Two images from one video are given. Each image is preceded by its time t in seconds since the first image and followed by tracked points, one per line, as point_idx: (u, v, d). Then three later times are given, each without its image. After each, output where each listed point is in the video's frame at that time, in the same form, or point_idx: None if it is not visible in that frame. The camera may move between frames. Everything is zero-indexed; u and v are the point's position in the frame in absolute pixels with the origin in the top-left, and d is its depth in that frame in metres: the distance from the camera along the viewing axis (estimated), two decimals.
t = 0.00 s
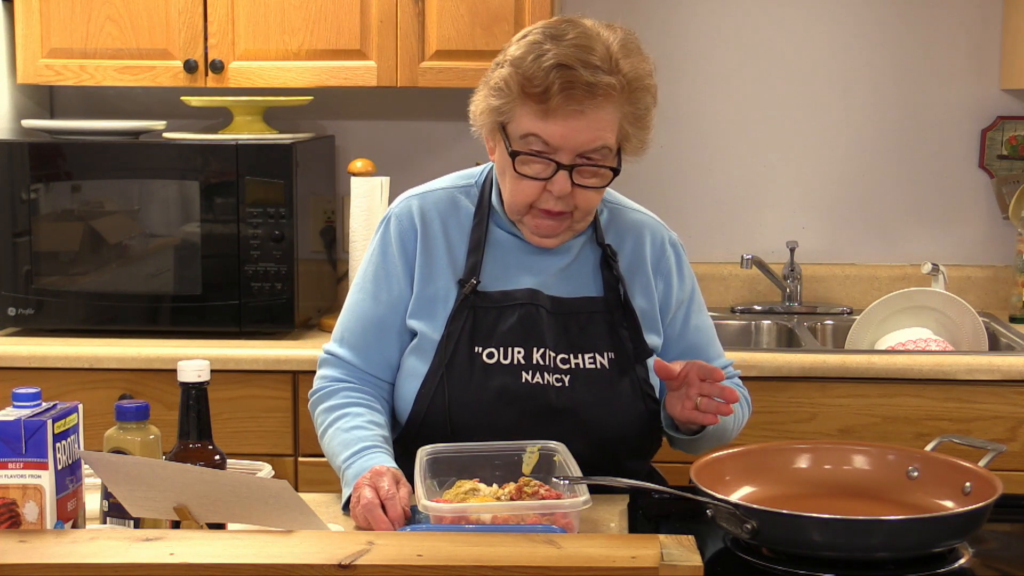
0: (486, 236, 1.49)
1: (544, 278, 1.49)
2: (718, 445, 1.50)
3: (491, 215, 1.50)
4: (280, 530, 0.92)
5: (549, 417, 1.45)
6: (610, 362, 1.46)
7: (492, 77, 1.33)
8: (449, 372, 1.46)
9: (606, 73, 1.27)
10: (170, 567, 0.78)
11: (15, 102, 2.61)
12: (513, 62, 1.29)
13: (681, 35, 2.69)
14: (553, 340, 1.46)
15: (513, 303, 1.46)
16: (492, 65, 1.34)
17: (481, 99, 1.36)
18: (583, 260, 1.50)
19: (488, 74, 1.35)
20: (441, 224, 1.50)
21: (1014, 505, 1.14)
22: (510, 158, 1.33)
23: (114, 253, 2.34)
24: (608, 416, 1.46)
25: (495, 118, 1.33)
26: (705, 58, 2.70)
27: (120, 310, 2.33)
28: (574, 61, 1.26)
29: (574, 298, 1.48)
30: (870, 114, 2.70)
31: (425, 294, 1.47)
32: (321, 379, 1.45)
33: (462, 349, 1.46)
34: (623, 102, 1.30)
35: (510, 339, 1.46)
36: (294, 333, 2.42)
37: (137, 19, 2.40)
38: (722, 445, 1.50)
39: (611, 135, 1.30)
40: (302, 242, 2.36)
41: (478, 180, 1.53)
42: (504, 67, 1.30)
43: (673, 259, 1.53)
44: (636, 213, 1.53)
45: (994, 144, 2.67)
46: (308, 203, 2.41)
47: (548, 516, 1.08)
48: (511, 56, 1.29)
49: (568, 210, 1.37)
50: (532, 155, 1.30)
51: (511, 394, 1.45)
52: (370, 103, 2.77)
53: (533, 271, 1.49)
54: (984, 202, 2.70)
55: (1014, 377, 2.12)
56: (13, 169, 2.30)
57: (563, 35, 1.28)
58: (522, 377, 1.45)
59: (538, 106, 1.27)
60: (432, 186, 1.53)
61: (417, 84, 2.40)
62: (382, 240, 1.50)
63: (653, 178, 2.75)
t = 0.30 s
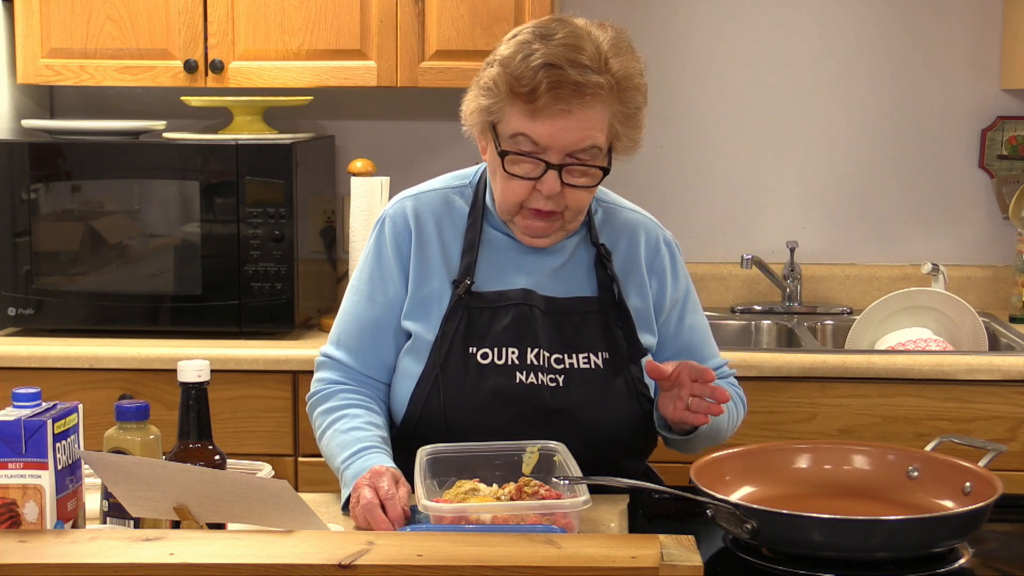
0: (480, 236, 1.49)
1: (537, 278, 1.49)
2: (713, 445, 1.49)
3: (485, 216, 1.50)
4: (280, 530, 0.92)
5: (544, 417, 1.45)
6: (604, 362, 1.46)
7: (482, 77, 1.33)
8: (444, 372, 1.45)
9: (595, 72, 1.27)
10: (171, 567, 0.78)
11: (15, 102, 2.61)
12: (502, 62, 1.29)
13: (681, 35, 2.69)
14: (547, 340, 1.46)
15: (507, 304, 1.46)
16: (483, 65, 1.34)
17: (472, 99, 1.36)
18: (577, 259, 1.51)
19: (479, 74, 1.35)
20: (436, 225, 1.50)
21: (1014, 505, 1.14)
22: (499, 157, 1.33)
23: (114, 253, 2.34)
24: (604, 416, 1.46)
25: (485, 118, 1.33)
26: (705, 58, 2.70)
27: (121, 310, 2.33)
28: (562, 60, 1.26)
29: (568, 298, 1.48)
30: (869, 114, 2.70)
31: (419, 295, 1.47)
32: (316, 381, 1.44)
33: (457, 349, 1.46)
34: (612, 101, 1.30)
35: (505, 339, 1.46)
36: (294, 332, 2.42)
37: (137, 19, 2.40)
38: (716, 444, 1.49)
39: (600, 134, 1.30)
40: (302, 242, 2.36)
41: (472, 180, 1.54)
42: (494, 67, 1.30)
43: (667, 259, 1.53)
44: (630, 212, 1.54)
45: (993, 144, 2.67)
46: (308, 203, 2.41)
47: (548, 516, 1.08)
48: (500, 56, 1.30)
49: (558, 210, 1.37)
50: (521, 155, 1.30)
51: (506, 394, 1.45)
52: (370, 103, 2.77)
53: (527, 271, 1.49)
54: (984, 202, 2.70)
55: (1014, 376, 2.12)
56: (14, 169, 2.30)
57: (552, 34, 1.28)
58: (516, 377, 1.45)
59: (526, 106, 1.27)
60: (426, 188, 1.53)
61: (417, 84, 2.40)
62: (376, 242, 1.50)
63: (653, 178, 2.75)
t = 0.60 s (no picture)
0: (475, 236, 1.49)
1: (533, 279, 1.49)
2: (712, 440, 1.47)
3: (479, 216, 1.50)
4: (281, 530, 0.92)
5: (540, 417, 1.45)
6: (600, 362, 1.46)
7: (472, 70, 1.34)
8: (439, 373, 1.46)
9: (581, 56, 1.28)
10: (171, 567, 0.78)
11: (15, 101, 2.61)
12: (490, 52, 1.30)
13: (682, 35, 2.70)
14: (542, 340, 1.46)
15: (502, 304, 1.46)
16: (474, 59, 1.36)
17: (463, 93, 1.37)
18: (572, 258, 1.50)
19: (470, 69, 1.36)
20: (429, 226, 1.50)
21: (1014, 505, 1.14)
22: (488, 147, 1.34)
23: (114, 253, 2.34)
24: (602, 416, 1.46)
25: (475, 109, 1.34)
26: (705, 58, 2.70)
27: (121, 310, 2.33)
28: (548, 44, 1.27)
29: (563, 297, 1.48)
30: (868, 113, 2.70)
31: (414, 296, 1.48)
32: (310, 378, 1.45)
33: (452, 351, 1.46)
34: (600, 88, 1.31)
35: (500, 339, 1.46)
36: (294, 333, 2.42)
37: (137, 19, 2.40)
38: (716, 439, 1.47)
39: (588, 121, 1.30)
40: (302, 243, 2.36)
41: (466, 180, 1.54)
42: (483, 57, 1.32)
43: (663, 256, 1.53)
44: (626, 211, 1.54)
45: (994, 144, 2.67)
46: (308, 203, 2.41)
47: (549, 516, 1.08)
48: (489, 45, 1.31)
49: (549, 201, 1.37)
50: (509, 141, 1.31)
51: (501, 395, 1.45)
52: (370, 103, 2.77)
53: (522, 271, 1.49)
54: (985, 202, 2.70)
55: (1014, 376, 2.12)
56: (13, 169, 2.30)
57: (540, 23, 1.29)
58: (512, 378, 1.45)
59: (512, 90, 1.28)
60: (419, 190, 1.53)
61: (417, 84, 2.40)
62: (370, 244, 1.51)
63: (653, 178, 2.76)
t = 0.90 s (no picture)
0: (465, 237, 1.49)
1: (523, 278, 1.49)
2: (702, 435, 1.46)
3: (470, 217, 1.50)
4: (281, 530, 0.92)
5: (531, 417, 1.45)
6: (590, 361, 1.46)
7: (455, 70, 1.35)
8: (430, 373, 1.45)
9: (561, 49, 1.28)
10: (171, 567, 0.78)
11: (15, 101, 2.61)
12: (471, 49, 1.31)
13: (682, 35, 2.69)
14: (532, 340, 1.46)
15: (492, 304, 1.46)
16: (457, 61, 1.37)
17: (447, 94, 1.37)
18: (564, 257, 1.50)
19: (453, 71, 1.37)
20: (420, 228, 1.50)
21: (1014, 505, 1.14)
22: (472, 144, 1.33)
23: (114, 253, 2.34)
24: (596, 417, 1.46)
25: (458, 107, 1.34)
26: (705, 58, 2.70)
27: (121, 310, 2.33)
28: (527, 38, 1.28)
29: (554, 297, 1.48)
30: (868, 113, 2.70)
31: (404, 297, 1.47)
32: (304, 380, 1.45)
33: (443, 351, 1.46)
34: (580, 80, 1.31)
35: (489, 339, 1.46)
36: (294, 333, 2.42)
37: (137, 19, 2.40)
38: (708, 434, 1.46)
39: (570, 114, 1.30)
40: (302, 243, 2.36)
41: (458, 181, 1.54)
42: (464, 55, 1.32)
43: (654, 255, 1.53)
44: (617, 209, 1.54)
45: (993, 144, 2.67)
46: (308, 203, 2.41)
47: (549, 516, 1.08)
48: (470, 44, 1.32)
49: (535, 197, 1.36)
50: (492, 136, 1.30)
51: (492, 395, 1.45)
52: (370, 103, 2.77)
53: (513, 271, 1.49)
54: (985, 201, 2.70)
55: (1014, 376, 2.12)
56: (13, 170, 2.30)
57: (519, 20, 1.31)
58: (502, 377, 1.45)
59: (493, 85, 1.28)
60: (410, 192, 1.53)
61: (417, 84, 2.40)
62: (361, 247, 1.51)
63: (653, 178, 2.75)
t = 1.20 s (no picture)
0: (462, 238, 1.49)
1: (520, 280, 1.49)
2: (696, 439, 1.46)
3: (468, 219, 1.51)
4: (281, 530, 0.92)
5: (527, 419, 1.46)
6: (586, 363, 1.46)
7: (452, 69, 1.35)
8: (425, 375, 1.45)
9: (557, 51, 1.28)
10: (171, 567, 0.78)
11: (15, 101, 2.61)
12: (468, 49, 1.31)
13: (682, 35, 2.69)
14: (528, 341, 1.46)
15: (489, 305, 1.46)
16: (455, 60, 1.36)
17: (444, 94, 1.37)
18: (560, 259, 1.50)
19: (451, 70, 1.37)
20: (417, 228, 1.50)
21: (1014, 505, 1.14)
22: (467, 145, 1.33)
23: (114, 253, 2.34)
24: (592, 417, 1.46)
25: (455, 107, 1.34)
26: (705, 58, 2.70)
27: (121, 310, 2.33)
28: (523, 40, 1.28)
29: (551, 298, 1.48)
30: (868, 114, 2.70)
31: (400, 299, 1.47)
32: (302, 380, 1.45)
33: (438, 352, 1.46)
34: (577, 83, 1.31)
35: (485, 341, 1.45)
36: (294, 333, 2.42)
37: (137, 19, 2.40)
38: (701, 438, 1.46)
39: (565, 116, 1.30)
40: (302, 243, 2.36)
41: (456, 181, 1.54)
42: (461, 55, 1.32)
43: (652, 257, 1.54)
44: (615, 210, 1.54)
45: (994, 144, 2.67)
46: (309, 203, 2.41)
47: (549, 516, 1.07)
48: (467, 43, 1.32)
49: (531, 199, 1.36)
50: (487, 138, 1.30)
51: (487, 397, 1.45)
52: (370, 103, 2.77)
53: (510, 273, 1.49)
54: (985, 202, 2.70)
55: (1014, 376, 2.12)
56: (13, 170, 2.30)
57: (516, 21, 1.30)
58: (497, 380, 1.45)
59: (488, 87, 1.28)
60: (409, 191, 1.53)
61: (417, 84, 2.40)
62: (358, 247, 1.51)
63: (653, 178, 2.75)
